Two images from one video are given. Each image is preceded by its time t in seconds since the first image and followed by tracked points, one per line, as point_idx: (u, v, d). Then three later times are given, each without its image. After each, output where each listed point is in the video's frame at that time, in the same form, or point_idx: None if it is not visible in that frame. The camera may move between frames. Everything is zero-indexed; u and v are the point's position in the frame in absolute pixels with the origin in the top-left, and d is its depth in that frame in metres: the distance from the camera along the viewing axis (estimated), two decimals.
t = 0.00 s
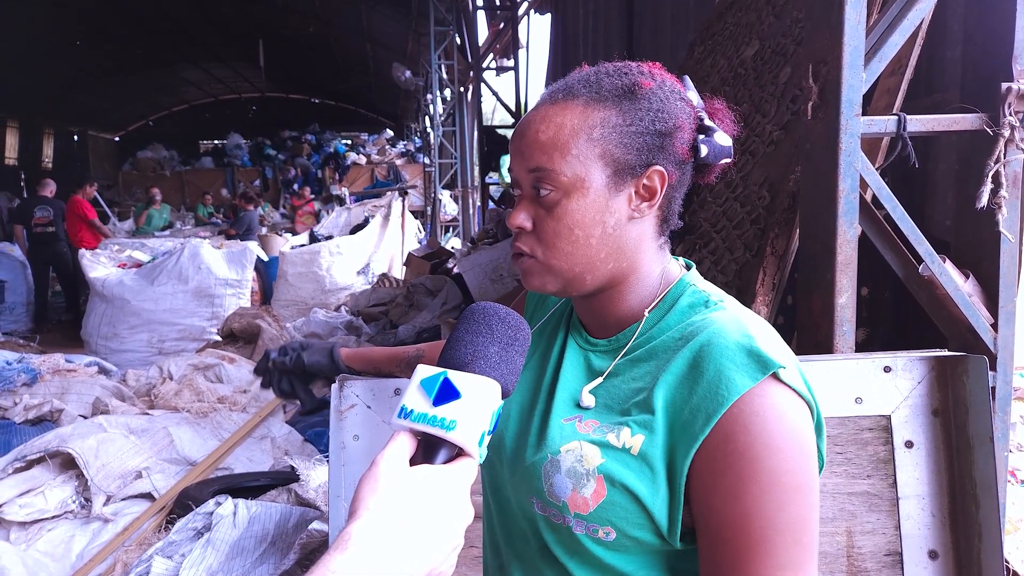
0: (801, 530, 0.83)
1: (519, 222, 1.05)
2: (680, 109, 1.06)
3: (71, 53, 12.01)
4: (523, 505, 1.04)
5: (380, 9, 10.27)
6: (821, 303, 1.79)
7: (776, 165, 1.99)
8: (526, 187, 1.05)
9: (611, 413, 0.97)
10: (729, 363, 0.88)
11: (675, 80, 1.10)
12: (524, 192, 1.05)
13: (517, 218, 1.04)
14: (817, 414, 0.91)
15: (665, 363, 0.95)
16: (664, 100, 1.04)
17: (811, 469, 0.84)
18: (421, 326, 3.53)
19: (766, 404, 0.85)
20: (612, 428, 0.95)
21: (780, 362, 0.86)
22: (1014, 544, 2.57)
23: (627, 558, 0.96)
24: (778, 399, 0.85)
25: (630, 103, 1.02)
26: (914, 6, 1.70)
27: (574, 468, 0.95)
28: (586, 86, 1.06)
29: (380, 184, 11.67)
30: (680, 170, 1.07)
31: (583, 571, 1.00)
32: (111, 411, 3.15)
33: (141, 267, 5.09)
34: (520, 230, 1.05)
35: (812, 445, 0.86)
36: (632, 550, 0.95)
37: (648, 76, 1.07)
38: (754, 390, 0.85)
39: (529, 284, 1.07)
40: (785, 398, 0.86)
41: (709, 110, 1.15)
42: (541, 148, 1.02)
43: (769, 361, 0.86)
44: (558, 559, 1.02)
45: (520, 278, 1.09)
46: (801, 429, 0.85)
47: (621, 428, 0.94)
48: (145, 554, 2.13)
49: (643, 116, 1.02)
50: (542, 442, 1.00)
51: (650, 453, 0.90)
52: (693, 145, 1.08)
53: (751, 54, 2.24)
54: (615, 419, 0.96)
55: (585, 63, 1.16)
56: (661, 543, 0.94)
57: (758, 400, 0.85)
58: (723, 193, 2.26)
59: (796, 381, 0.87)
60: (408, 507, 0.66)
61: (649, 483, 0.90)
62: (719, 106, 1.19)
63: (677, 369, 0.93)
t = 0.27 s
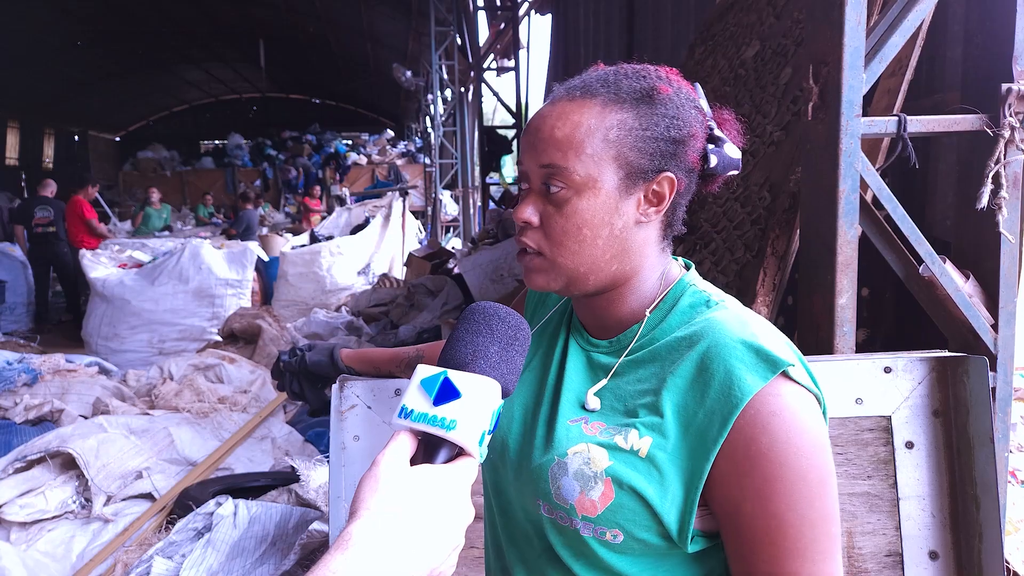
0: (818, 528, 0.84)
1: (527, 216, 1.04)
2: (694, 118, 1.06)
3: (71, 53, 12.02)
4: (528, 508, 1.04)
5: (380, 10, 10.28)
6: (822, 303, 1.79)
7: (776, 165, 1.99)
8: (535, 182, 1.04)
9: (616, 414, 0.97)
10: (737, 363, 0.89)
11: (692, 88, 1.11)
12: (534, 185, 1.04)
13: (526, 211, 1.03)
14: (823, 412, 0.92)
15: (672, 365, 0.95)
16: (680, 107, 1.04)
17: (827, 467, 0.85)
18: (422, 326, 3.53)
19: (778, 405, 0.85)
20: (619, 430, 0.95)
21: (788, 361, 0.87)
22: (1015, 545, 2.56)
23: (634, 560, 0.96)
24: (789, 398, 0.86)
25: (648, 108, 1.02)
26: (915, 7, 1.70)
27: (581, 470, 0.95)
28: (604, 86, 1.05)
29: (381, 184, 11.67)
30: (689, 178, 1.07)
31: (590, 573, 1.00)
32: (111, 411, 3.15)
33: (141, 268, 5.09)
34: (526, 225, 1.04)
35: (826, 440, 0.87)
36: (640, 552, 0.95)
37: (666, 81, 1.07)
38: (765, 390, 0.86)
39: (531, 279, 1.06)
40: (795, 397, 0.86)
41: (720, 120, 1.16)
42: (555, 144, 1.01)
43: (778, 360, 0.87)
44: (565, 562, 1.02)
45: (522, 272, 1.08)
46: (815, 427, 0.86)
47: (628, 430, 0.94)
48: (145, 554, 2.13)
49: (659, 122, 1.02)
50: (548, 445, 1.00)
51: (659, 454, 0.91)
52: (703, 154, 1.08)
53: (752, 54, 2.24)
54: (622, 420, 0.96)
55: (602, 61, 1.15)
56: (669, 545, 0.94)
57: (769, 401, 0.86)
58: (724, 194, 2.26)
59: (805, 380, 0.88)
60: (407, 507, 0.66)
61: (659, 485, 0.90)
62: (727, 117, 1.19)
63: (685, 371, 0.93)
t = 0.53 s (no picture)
0: (830, 527, 0.84)
1: (527, 221, 1.05)
2: (699, 123, 1.04)
3: (71, 53, 12.03)
4: (535, 505, 1.04)
5: (380, 10, 10.28)
6: (822, 303, 1.79)
7: (777, 165, 1.99)
8: (536, 186, 1.05)
9: (628, 412, 0.98)
10: (751, 362, 0.89)
11: (700, 91, 1.09)
12: (535, 191, 1.05)
13: (526, 217, 1.04)
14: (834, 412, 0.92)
15: (684, 363, 0.95)
16: (684, 112, 1.03)
17: (840, 467, 0.85)
18: (423, 326, 3.53)
19: (792, 405, 0.85)
20: (630, 428, 0.95)
21: (801, 361, 0.87)
22: (1016, 545, 2.56)
23: (641, 557, 0.96)
24: (802, 399, 0.86)
25: (650, 113, 1.02)
26: (916, 8, 1.70)
27: (592, 467, 0.94)
28: (607, 90, 1.05)
29: (381, 184, 11.68)
30: (693, 183, 1.06)
31: (598, 571, 1.00)
32: (112, 411, 3.15)
33: (142, 268, 5.09)
34: (527, 228, 1.05)
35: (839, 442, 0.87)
36: (647, 550, 0.95)
37: (672, 85, 1.05)
38: (779, 390, 0.86)
39: (532, 284, 1.07)
40: (808, 397, 0.87)
41: (732, 121, 1.12)
42: (556, 149, 1.01)
43: (792, 360, 0.87)
44: (572, 559, 1.02)
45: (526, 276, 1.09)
46: (829, 428, 0.86)
47: (639, 428, 0.94)
48: (145, 554, 2.14)
49: (661, 127, 1.01)
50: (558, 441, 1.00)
51: (670, 453, 0.91)
52: (709, 160, 1.07)
53: (752, 54, 2.24)
54: (633, 418, 0.96)
55: (610, 63, 1.14)
56: (677, 543, 0.94)
57: (782, 401, 0.86)
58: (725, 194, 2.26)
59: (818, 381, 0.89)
60: (409, 505, 0.66)
61: (670, 483, 0.90)
62: (743, 116, 1.16)
63: (697, 370, 0.93)
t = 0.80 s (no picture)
0: (830, 528, 0.84)
1: (522, 208, 1.08)
2: (695, 117, 1.02)
3: (72, 54, 12.04)
4: (535, 504, 1.04)
5: (381, 10, 10.29)
6: (823, 303, 1.79)
7: (777, 165, 1.99)
8: (533, 176, 1.07)
9: (628, 412, 0.98)
10: (752, 363, 0.89)
11: (702, 88, 1.07)
12: (531, 178, 1.08)
13: (521, 202, 1.07)
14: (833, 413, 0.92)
15: (684, 364, 0.96)
16: (678, 103, 1.01)
17: (841, 468, 0.85)
18: (423, 325, 3.53)
19: (793, 406, 0.86)
20: (630, 428, 0.95)
21: (801, 362, 0.87)
22: (1016, 545, 2.57)
23: (641, 558, 0.96)
24: (802, 399, 0.86)
25: (640, 103, 1.01)
26: (916, 8, 1.70)
27: (592, 467, 0.95)
28: (603, 83, 1.06)
29: (382, 184, 11.68)
30: (687, 176, 1.04)
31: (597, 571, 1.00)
32: (112, 411, 3.15)
33: (143, 267, 5.09)
34: (522, 215, 1.08)
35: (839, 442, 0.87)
36: (647, 550, 0.95)
37: (667, 79, 1.05)
38: (780, 391, 0.87)
39: (529, 269, 1.09)
40: (808, 397, 0.87)
41: (742, 122, 1.09)
42: (548, 137, 1.04)
43: (792, 361, 0.88)
44: (572, 559, 1.02)
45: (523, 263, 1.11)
46: (829, 428, 0.86)
47: (640, 428, 0.94)
48: (146, 554, 2.14)
49: (650, 116, 1.00)
50: (558, 440, 1.00)
51: (671, 453, 0.91)
52: (707, 153, 1.04)
53: (753, 54, 2.25)
54: (633, 418, 0.96)
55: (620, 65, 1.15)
56: (678, 544, 0.94)
57: (783, 402, 0.86)
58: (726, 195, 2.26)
59: (818, 380, 0.89)
60: (412, 503, 0.66)
61: (670, 484, 0.91)
62: (757, 120, 1.13)
63: (697, 370, 0.94)
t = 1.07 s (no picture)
0: (832, 527, 0.85)
1: (523, 230, 1.06)
2: (670, 105, 1.05)
3: (73, 54, 12.05)
4: (538, 503, 1.04)
5: (382, 11, 10.29)
6: (822, 303, 1.80)
7: (777, 166, 1.99)
8: (527, 197, 1.07)
9: (632, 411, 0.98)
10: (755, 361, 0.89)
11: (666, 77, 1.11)
12: (525, 201, 1.07)
13: (520, 225, 1.06)
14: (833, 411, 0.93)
15: (687, 362, 0.96)
16: (651, 96, 1.05)
17: (843, 466, 0.86)
18: (424, 326, 3.54)
19: (795, 404, 0.87)
20: (634, 426, 0.96)
21: (804, 361, 0.88)
22: (1015, 545, 2.57)
23: (644, 556, 0.96)
24: (804, 397, 0.87)
25: (616, 104, 1.04)
26: (916, 9, 1.70)
27: (597, 465, 0.95)
28: (575, 93, 1.08)
29: (383, 185, 11.69)
30: (677, 162, 1.06)
31: (600, 571, 1.00)
32: (114, 411, 3.15)
33: (144, 268, 5.10)
34: (524, 238, 1.07)
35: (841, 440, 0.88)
36: (651, 549, 0.95)
37: (635, 76, 1.08)
38: (782, 389, 0.87)
39: (536, 285, 1.08)
40: (810, 396, 0.88)
41: (710, 102, 1.13)
42: (536, 156, 1.04)
43: (794, 359, 0.88)
44: (574, 558, 1.02)
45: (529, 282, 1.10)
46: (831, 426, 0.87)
47: (644, 426, 0.94)
48: (147, 554, 2.14)
49: (630, 114, 1.03)
50: (562, 439, 1.00)
51: (675, 451, 0.92)
52: (688, 137, 1.07)
53: (753, 55, 2.25)
54: (637, 417, 0.97)
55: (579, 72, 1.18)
56: (681, 542, 0.94)
57: (786, 400, 0.87)
58: (726, 195, 2.27)
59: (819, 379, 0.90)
60: (413, 502, 0.66)
61: (674, 482, 0.91)
62: (720, 96, 1.17)
63: (701, 368, 0.94)
